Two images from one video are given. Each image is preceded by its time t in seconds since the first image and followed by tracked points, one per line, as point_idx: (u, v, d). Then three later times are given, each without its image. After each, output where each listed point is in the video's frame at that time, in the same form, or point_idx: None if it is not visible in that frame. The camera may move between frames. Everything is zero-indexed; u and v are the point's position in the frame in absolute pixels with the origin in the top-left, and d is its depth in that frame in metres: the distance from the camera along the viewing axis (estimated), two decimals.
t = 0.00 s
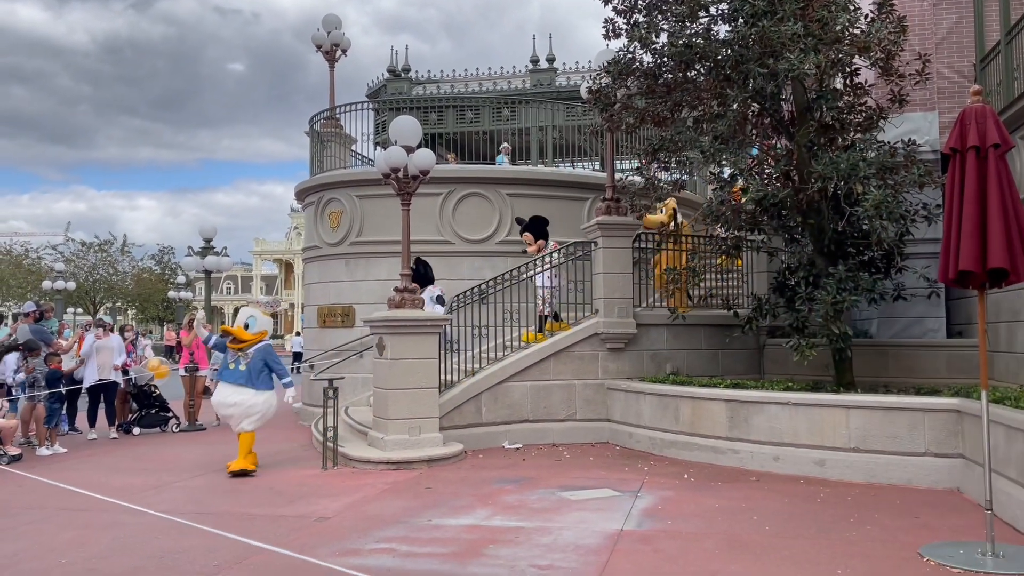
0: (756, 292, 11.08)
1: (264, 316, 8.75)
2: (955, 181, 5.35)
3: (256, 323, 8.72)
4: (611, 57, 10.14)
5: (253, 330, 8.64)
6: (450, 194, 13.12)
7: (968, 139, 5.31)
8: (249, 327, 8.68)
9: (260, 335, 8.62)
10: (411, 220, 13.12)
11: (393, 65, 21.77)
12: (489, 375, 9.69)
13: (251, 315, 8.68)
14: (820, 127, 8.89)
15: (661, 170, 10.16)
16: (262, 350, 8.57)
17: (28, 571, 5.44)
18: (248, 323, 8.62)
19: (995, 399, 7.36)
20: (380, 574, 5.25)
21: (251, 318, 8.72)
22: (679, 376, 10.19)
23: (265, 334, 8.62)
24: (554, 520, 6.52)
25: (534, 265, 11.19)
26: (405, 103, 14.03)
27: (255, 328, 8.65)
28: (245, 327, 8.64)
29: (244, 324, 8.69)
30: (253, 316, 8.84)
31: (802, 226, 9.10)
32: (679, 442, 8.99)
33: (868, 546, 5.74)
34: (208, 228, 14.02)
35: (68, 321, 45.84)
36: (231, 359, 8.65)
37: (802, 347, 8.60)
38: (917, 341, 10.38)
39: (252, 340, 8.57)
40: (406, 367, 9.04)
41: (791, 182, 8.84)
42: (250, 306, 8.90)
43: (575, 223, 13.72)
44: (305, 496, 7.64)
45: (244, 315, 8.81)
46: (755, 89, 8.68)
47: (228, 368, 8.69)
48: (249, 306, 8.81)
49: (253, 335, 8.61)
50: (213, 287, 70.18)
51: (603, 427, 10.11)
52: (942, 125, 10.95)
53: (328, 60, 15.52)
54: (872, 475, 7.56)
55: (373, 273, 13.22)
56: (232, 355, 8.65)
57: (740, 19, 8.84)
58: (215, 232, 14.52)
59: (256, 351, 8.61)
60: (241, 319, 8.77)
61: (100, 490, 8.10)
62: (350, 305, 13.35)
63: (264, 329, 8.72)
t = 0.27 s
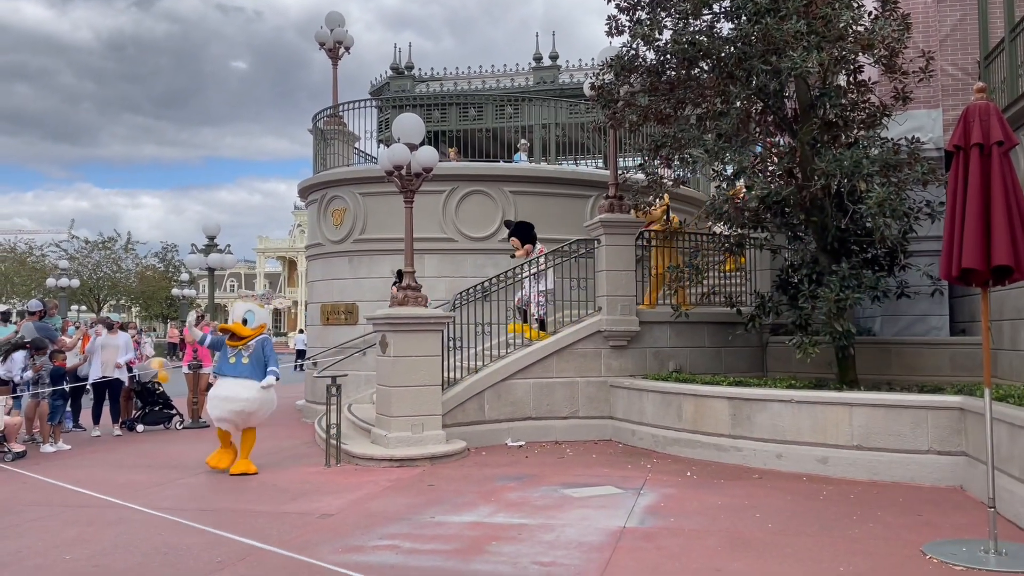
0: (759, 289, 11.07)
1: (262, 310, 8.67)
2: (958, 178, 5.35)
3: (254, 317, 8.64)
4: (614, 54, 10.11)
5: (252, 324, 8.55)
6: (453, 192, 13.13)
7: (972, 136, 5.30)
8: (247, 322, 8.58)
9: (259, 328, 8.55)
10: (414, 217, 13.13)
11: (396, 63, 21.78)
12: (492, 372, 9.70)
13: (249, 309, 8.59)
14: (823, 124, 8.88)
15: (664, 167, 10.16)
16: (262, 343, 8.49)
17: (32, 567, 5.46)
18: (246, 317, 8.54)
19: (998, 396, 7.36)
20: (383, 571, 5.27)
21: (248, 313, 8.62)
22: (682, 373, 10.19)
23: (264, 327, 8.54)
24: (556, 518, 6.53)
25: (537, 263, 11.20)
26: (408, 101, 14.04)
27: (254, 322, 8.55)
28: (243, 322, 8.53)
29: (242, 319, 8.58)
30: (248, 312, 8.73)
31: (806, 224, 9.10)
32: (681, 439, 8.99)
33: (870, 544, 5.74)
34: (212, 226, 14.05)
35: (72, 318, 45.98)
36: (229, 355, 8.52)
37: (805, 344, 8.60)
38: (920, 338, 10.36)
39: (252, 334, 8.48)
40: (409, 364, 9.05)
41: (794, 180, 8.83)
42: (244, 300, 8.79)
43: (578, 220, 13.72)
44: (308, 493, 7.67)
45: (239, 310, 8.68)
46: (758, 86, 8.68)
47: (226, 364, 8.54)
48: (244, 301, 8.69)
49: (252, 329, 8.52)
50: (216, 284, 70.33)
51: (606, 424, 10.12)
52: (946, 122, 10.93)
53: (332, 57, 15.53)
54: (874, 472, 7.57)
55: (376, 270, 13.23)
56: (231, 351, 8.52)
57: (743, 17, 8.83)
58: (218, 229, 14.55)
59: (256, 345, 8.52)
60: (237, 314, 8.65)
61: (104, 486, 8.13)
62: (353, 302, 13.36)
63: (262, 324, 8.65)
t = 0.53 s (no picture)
0: (762, 286, 11.06)
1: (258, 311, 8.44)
2: (962, 175, 5.34)
3: (249, 319, 8.39)
4: (617, 50, 10.10)
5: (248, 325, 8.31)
6: (456, 189, 13.13)
7: (976, 132, 5.30)
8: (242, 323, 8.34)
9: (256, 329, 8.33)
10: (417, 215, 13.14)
11: (399, 59, 21.76)
12: (495, 369, 9.71)
13: (244, 311, 8.34)
14: (826, 121, 8.87)
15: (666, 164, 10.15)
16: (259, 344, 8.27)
17: (36, 563, 5.49)
18: (242, 319, 8.30)
19: (1002, 393, 7.35)
20: (386, 567, 5.28)
21: (243, 315, 8.37)
22: (685, 370, 10.19)
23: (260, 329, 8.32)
24: (559, 514, 6.54)
25: (540, 260, 11.20)
26: (411, 98, 14.03)
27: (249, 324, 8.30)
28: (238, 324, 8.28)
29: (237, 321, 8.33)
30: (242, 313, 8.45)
31: (809, 221, 9.09)
32: (684, 436, 9.00)
33: (873, 540, 5.74)
34: (215, 223, 14.06)
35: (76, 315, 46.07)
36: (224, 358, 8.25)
37: (808, 341, 8.59)
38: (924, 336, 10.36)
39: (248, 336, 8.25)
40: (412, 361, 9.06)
41: (797, 176, 8.82)
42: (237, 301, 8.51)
43: (581, 217, 13.72)
44: (312, 489, 7.69)
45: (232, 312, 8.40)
46: (761, 83, 8.67)
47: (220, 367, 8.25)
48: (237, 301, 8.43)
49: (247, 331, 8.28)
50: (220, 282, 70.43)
51: (609, 421, 10.12)
52: (950, 119, 10.89)
53: (335, 54, 15.53)
54: (877, 469, 7.57)
55: (379, 267, 13.24)
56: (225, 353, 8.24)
57: (746, 13, 8.81)
58: (222, 226, 14.56)
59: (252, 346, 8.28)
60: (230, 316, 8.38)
61: (108, 483, 8.16)
62: (357, 299, 13.38)
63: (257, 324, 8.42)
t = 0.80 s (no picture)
0: (765, 283, 11.05)
1: (258, 303, 8.17)
2: (966, 171, 5.32)
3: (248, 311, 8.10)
4: (620, 47, 10.07)
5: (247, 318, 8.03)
6: (459, 185, 13.13)
7: (980, 128, 5.28)
8: (242, 315, 8.05)
9: (255, 322, 8.06)
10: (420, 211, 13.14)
11: (402, 56, 21.75)
12: (498, 366, 9.71)
13: (244, 302, 8.07)
14: (830, 117, 8.85)
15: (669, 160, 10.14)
16: (258, 337, 8.00)
17: (41, 559, 5.51)
18: (242, 310, 8.02)
19: (1006, 390, 7.33)
20: (389, 563, 5.29)
21: (243, 306, 8.10)
22: (688, 367, 10.19)
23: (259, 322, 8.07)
24: (562, 511, 6.54)
25: (543, 257, 11.19)
26: (415, 95, 14.03)
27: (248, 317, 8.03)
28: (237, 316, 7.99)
29: (236, 313, 8.05)
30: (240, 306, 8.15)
31: (812, 217, 9.07)
32: (687, 433, 9.00)
33: (877, 537, 5.74)
34: (219, 219, 14.07)
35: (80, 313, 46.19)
36: (221, 351, 7.95)
37: (812, 338, 8.58)
38: (927, 332, 10.35)
39: (247, 328, 7.96)
40: (415, 358, 9.07)
41: (801, 173, 8.80)
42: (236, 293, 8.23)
43: (584, 214, 13.71)
44: (315, 486, 7.70)
45: (231, 303, 8.12)
46: (764, 79, 8.65)
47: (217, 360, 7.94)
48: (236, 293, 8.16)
49: (246, 323, 8.00)
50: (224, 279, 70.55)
51: (612, 417, 10.13)
52: (954, 115, 10.86)
53: (338, 51, 15.52)
54: (881, 466, 7.56)
55: (382, 264, 13.24)
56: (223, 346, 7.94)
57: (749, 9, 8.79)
58: (225, 223, 14.58)
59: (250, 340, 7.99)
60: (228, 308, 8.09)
61: (112, 479, 8.18)
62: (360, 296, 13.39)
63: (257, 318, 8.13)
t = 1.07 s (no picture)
0: (769, 279, 11.03)
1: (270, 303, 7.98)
2: (972, 166, 5.30)
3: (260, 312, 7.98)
4: (623, 42, 10.04)
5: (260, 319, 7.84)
6: (462, 182, 13.12)
7: (986, 124, 5.27)
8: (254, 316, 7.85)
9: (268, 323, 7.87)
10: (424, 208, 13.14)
11: (406, 53, 21.74)
12: (501, 363, 9.71)
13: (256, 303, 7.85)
14: (835, 113, 8.83)
15: (673, 156, 10.12)
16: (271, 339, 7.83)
17: (45, 556, 5.53)
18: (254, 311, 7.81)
19: (1011, 387, 7.31)
20: (392, 560, 5.30)
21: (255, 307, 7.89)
22: (692, 364, 10.17)
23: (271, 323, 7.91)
24: (566, 507, 6.55)
25: (546, 254, 11.18)
26: (418, 91, 14.02)
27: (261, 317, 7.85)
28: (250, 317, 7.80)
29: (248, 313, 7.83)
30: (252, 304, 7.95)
31: (816, 213, 9.04)
32: (691, 429, 8.99)
33: (881, 534, 5.74)
34: (223, 216, 14.09)
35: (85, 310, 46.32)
36: (232, 352, 7.75)
37: (816, 335, 8.57)
38: (932, 328, 10.31)
39: (260, 330, 7.77)
40: (419, 355, 9.07)
41: (805, 169, 8.78)
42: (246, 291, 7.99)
43: (588, 211, 13.69)
44: (319, 482, 7.72)
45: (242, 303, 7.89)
46: (768, 74, 8.62)
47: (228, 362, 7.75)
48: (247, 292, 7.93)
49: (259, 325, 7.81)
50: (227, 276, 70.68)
51: (616, 414, 10.12)
52: (960, 110, 10.81)
53: (341, 48, 15.51)
54: (885, 463, 7.55)
55: (386, 261, 13.25)
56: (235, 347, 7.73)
57: (754, 4, 8.76)
58: (229, 220, 14.60)
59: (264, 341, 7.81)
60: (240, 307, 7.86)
61: (117, 476, 8.21)
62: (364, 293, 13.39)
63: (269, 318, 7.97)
